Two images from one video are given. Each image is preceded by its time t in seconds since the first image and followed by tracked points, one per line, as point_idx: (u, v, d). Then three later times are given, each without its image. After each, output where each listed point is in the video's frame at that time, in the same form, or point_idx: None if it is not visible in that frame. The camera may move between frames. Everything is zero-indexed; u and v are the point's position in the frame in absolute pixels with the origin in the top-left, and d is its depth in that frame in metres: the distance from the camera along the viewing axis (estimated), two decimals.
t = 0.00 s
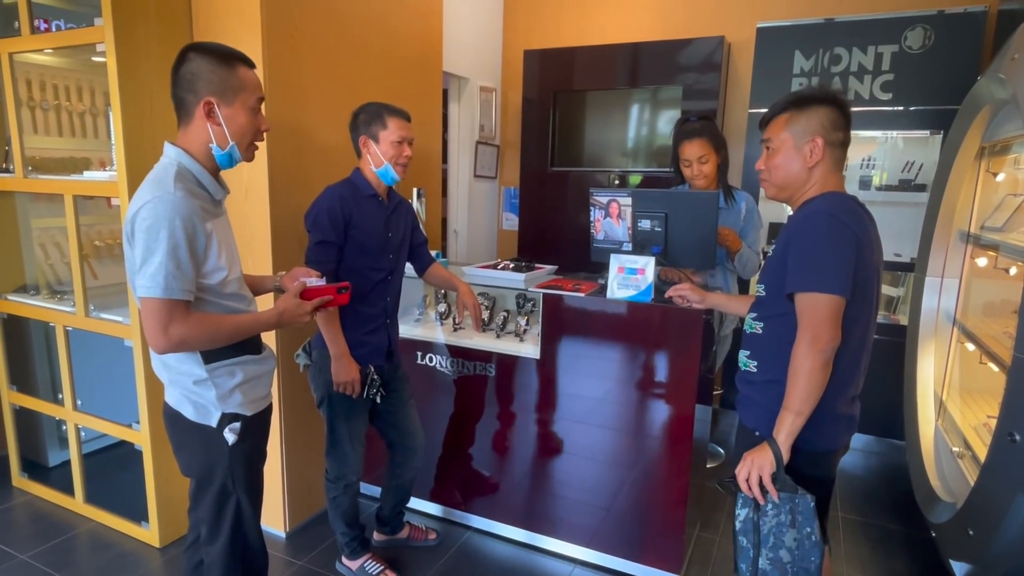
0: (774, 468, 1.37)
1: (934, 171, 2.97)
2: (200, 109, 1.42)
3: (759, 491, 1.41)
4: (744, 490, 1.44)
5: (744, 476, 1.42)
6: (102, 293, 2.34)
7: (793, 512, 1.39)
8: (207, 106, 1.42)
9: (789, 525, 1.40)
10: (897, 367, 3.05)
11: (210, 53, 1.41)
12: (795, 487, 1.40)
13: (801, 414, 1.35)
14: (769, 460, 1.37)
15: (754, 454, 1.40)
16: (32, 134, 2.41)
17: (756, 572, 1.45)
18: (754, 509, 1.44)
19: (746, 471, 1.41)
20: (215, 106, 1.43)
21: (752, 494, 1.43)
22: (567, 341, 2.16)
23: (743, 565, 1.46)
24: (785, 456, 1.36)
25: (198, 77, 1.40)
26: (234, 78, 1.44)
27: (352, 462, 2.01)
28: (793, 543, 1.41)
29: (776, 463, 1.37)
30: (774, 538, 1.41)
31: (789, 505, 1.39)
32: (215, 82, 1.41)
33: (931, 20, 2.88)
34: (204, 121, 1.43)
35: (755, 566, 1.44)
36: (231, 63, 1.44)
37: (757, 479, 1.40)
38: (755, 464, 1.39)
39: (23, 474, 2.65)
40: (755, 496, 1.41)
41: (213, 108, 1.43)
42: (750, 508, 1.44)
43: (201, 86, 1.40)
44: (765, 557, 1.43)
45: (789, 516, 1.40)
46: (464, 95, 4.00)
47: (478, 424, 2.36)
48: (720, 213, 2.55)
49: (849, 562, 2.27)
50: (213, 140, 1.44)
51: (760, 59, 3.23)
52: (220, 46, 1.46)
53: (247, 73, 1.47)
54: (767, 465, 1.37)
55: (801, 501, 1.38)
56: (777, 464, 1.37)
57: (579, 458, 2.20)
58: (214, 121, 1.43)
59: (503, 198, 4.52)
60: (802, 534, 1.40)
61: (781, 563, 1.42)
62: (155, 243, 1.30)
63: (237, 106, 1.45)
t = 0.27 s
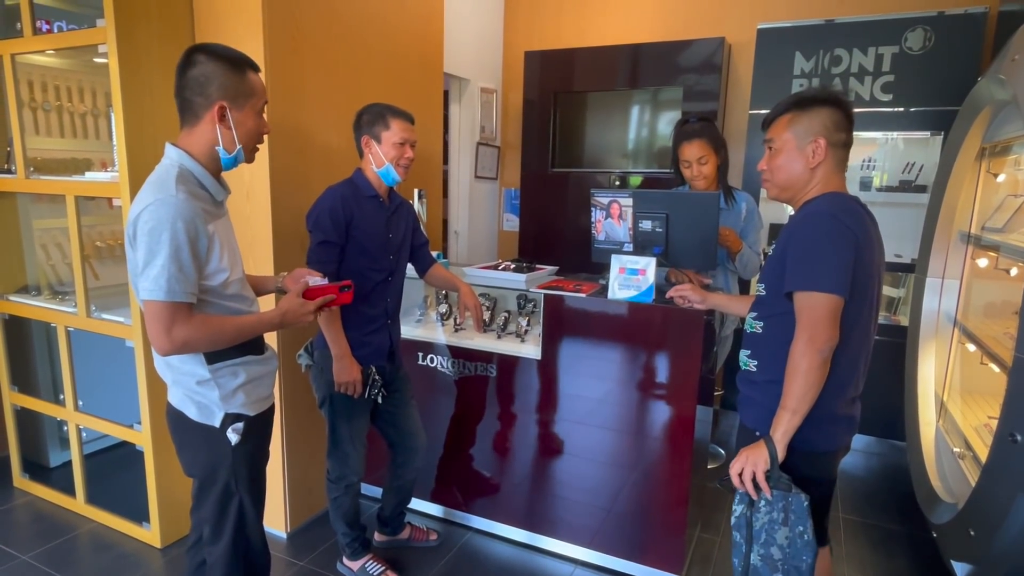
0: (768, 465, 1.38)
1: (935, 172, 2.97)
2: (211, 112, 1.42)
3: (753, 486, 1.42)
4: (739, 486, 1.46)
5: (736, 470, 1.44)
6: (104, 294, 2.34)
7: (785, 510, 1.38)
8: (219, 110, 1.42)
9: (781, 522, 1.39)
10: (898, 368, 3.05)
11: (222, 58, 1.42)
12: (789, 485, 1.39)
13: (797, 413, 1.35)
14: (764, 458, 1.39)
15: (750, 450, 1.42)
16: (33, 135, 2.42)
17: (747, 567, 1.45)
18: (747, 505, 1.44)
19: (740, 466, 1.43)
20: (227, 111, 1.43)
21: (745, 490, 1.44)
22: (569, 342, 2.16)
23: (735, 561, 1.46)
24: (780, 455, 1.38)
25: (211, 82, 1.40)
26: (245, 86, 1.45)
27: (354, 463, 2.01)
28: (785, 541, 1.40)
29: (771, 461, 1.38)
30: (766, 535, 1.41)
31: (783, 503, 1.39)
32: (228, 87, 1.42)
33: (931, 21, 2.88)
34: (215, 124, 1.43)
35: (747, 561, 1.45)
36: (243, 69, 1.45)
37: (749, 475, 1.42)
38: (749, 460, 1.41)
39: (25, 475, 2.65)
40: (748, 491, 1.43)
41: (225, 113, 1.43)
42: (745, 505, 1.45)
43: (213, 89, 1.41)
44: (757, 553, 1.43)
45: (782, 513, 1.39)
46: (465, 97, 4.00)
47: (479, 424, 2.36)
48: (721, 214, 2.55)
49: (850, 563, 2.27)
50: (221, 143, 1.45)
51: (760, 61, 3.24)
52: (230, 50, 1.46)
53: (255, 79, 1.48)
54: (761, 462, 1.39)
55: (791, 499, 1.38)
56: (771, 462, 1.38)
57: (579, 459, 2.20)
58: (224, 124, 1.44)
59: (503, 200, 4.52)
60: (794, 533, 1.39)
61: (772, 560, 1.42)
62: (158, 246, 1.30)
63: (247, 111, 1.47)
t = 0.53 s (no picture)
0: (769, 464, 1.38)
1: (936, 172, 2.97)
2: (211, 111, 1.42)
3: (754, 484, 1.41)
4: (741, 485, 1.46)
5: (737, 467, 1.44)
6: (105, 294, 2.34)
7: (786, 508, 1.38)
8: (219, 109, 1.42)
9: (783, 521, 1.39)
10: (899, 368, 3.05)
11: (223, 57, 1.42)
12: (790, 484, 1.39)
13: (798, 412, 1.35)
14: (764, 456, 1.38)
15: (751, 449, 1.41)
16: (34, 135, 2.42)
17: (748, 567, 1.44)
18: (749, 504, 1.43)
19: (740, 464, 1.43)
20: (227, 110, 1.44)
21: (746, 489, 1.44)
22: (570, 343, 2.15)
23: (737, 560, 1.45)
24: (781, 454, 1.37)
25: (211, 81, 1.40)
26: (247, 87, 1.45)
27: (355, 463, 2.01)
28: (786, 540, 1.40)
29: (772, 460, 1.37)
30: (767, 534, 1.41)
31: (784, 502, 1.38)
32: (229, 86, 1.42)
33: (932, 21, 2.88)
34: (215, 123, 1.43)
35: (748, 560, 1.44)
36: (245, 69, 1.45)
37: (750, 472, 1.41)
38: (750, 458, 1.41)
39: (25, 475, 2.65)
40: (749, 490, 1.42)
41: (225, 112, 1.43)
42: (746, 504, 1.44)
43: (214, 88, 1.41)
44: (758, 552, 1.42)
45: (783, 512, 1.39)
46: (466, 97, 4.00)
47: (480, 424, 2.36)
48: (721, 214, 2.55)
49: (852, 563, 2.26)
50: (221, 142, 1.45)
51: (761, 61, 3.24)
52: (233, 49, 1.46)
53: (257, 78, 1.48)
54: (762, 460, 1.38)
55: (793, 497, 1.38)
56: (772, 461, 1.37)
57: (580, 459, 2.20)
58: (225, 124, 1.44)
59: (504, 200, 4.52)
60: (795, 532, 1.39)
61: (774, 560, 1.41)
62: (159, 245, 1.30)
63: (248, 110, 1.47)
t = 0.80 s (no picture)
0: (772, 466, 1.37)
1: (937, 173, 2.97)
2: (199, 109, 1.42)
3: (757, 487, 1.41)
4: (743, 488, 1.44)
5: (740, 470, 1.42)
6: (105, 295, 2.34)
7: (790, 510, 1.38)
8: (205, 106, 1.42)
9: (786, 523, 1.39)
10: (900, 369, 3.04)
11: (211, 53, 1.41)
12: (793, 485, 1.39)
13: (800, 412, 1.35)
14: (767, 458, 1.37)
15: (753, 451, 1.40)
16: (34, 136, 2.42)
17: (752, 569, 1.44)
18: (752, 506, 1.43)
19: (744, 467, 1.42)
20: (213, 106, 1.42)
21: (749, 491, 1.43)
22: (570, 343, 2.15)
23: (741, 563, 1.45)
24: (784, 455, 1.36)
25: (198, 78, 1.40)
26: (235, 80, 1.43)
27: (355, 464, 2.01)
28: (790, 541, 1.40)
29: (774, 462, 1.36)
30: (771, 536, 1.40)
31: (788, 503, 1.38)
32: (214, 82, 1.41)
33: (932, 22, 2.88)
34: (203, 121, 1.43)
35: (752, 563, 1.43)
36: (233, 62, 1.43)
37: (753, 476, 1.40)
38: (752, 461, 1.39)
39: (25, 476, 2.65)
40: (752, 492, 1.41)
41: (211, 108, 1.42)
42: (749, 506, 1.43)
43: (200, 85, 1.41)
44: (762, 554, 1.42)
45: (787, 514, 1.39)
46: (466, 98, 4.00)
47: (481, 425, 2.36)
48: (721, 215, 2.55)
49: (854, 565, 2.26)
50: (213, 141, 1.45)
51: (761, 62, 3.24)
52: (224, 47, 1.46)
53: (248, 74, 1.46)
54: (765, 462, 1.37)
55: (797, 498, 1.38)
56: (775, 462, 1.36)
57: (581, 460, 2.20)
58: (213, 121, 1.43)
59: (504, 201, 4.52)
60: (799, 533, 1.39)
61: (778, 561, 1.41)
62: (157, 245, 1.30)
63: (237, 106, 1.44)
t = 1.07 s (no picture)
0: (774, 468, 1.36)
1: (937, 174, 2.97)
2: (193, 109, 1.42)
3: (759, 490, 1.40)
4: (745, 491, 1.43)
5: (741, 474, 1.41)
6: (105, 296, 2.34)
7: (792, 513, 1.38)
8: (199, 106, 1.42)
9: (789, 526, 1.39)
10: (900, 370, 3.04)
11: (205, 53, 1.41)
12: (795, 488, 1.39)
13: (801, 415, 1.34)
14: (769, 460, 1.36)
15: (753, 454, 1.39)
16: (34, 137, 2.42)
17: (754, 572, 1.44)
18: (754, 509, 1.43)
19: (745, 470, 1.41)
20: (207, 106, 1.42)
21: (751, 495, 1.42)
22: (571, 345, 2.15)
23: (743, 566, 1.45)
24: (785, 457, 1.36)
25: (192, 78, 1.40)
26: (229, 78, 1.42)
27: (355, 465, 2.01)
28: (793, 545, 1.40)
29: (776, 464, 1.36)
30: (774, 539, 1.41)
31: (789, 506, 1.38)
32: (207, 81, 1.41)
33: (932, 23, 2.88)
34: (198, 121, 1.43)
35: (754, 566, 1.44)
36: (225, 61, 1.43)
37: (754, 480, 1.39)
38: (754, 465, 1.39)
39: (25, 477, 2.64)
40: (754, 496, 1.41)
41: (205, 108, 1.42)
42: (751, 509, 1.43)
43: (193, 85, 1.41)
44: (764, 558, 1.42)
45: (789, 517, 1.39)
46: (466, 99, 4.01)
47: (480, 426, 2.35)
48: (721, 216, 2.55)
49: (854, 567, 2.26)
50: (209, 141, 1.45)
51: (761, 63, 3.24)
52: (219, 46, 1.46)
53: (242, 73, 1.45)
54: (767, 465, 1.36)
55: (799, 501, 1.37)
56: (777, 465, 1.36)
57: (581, 462, 2.19)
58: (207, 121, 1.43)
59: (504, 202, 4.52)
60: (801, 536, 1.39)
61: (780, 564, 1.41)
62: (154, 245, 1.30)
63: (231, 105, 1.44)
